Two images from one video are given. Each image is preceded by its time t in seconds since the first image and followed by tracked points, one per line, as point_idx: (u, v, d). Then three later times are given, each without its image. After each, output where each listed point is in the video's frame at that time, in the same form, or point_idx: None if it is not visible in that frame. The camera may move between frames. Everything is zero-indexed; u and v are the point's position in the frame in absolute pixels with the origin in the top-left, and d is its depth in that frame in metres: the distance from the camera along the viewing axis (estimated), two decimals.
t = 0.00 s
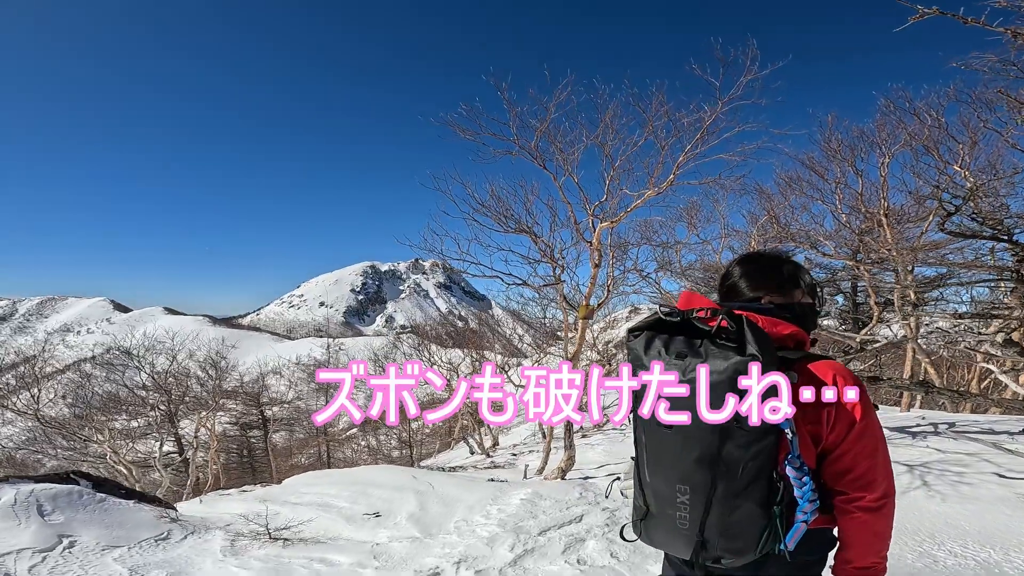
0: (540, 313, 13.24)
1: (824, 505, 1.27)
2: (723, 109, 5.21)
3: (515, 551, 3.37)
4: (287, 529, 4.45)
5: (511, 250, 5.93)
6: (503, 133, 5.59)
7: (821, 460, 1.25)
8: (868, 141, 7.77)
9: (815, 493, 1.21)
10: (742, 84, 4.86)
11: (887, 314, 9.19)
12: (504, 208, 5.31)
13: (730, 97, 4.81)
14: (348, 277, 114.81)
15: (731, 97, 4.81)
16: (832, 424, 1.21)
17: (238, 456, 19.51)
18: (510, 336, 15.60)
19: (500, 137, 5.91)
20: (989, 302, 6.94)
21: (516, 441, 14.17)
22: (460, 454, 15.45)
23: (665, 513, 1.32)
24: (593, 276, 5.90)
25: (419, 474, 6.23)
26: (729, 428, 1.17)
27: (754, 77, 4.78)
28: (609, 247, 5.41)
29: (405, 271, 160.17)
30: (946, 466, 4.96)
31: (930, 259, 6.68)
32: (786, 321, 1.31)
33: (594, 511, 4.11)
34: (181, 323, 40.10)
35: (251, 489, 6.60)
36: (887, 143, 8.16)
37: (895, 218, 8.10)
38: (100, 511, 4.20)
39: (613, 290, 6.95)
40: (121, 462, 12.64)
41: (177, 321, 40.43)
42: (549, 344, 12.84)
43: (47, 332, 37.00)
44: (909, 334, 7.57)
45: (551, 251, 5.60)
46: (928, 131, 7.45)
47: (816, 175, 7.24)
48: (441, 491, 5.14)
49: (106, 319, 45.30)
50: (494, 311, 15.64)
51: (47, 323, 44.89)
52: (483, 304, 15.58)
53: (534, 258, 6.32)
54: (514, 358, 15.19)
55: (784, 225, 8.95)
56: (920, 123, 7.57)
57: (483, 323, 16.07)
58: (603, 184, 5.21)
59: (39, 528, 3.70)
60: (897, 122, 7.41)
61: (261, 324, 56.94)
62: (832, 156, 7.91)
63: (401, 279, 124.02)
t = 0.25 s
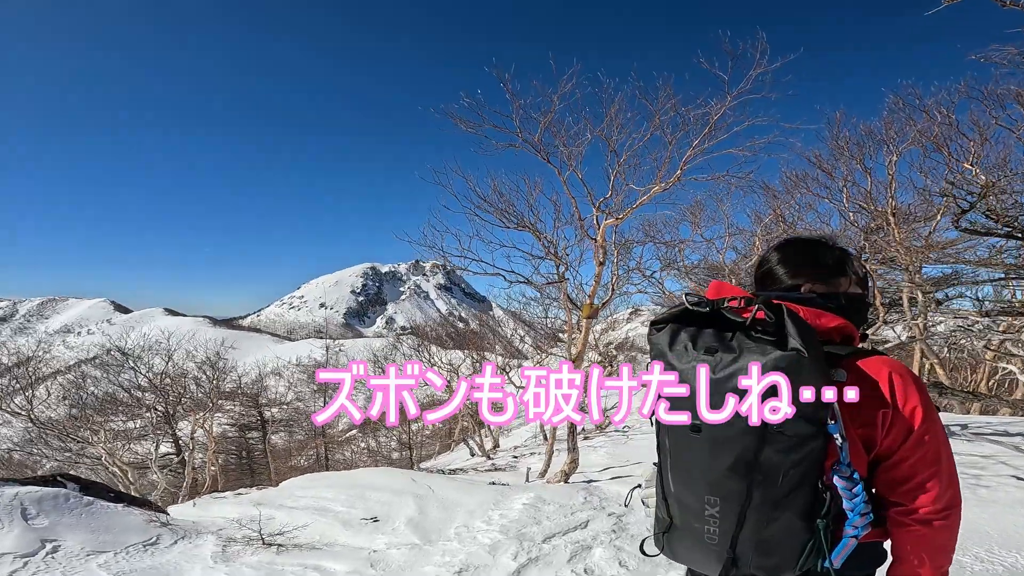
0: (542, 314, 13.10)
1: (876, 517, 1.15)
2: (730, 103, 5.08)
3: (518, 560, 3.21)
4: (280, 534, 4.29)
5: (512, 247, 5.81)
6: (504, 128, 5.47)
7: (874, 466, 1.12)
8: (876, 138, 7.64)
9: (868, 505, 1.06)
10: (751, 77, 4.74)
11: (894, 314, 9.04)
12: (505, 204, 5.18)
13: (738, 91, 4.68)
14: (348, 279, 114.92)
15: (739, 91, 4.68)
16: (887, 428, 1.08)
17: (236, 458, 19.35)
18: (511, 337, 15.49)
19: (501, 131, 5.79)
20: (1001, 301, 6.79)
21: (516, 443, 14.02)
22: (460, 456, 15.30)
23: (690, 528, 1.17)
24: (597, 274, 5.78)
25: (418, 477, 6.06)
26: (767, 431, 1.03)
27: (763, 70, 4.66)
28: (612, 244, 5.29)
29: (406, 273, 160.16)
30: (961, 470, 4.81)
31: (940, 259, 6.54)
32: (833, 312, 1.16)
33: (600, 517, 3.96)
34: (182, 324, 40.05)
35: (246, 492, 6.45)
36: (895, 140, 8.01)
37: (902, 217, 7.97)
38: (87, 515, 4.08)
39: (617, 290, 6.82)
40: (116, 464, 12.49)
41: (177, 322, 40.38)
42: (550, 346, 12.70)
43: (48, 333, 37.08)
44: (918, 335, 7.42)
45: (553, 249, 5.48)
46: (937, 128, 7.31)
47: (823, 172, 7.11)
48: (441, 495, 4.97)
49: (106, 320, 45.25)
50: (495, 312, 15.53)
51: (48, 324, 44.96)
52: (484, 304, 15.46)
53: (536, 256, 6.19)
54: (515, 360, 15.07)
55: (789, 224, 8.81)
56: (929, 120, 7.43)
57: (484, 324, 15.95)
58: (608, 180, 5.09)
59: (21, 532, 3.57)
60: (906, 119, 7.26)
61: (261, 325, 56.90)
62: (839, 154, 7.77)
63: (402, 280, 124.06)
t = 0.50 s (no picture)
0: (544, 315, 12.93)
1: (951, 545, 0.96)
2: (742, 96, 4.90)
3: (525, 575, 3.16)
4: (272, 544, 4.10)
5: (514, 246, 5.65)
6: (508, 121, 5.29)
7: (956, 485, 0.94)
8: (888, 136, 7.45)
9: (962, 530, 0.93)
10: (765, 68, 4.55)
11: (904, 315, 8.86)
12: (507, 201, 5.02)
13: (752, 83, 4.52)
14: (349, 280, 114.83)
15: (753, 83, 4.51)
16: (980, 442, 0.90)
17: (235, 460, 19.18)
18: (513, 338, 15.32)
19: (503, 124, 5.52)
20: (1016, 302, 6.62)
21: (518, 446, 13.85)
22: (461, 459, 15.11)
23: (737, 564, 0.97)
24: (602, 274, 5.61)
25: (418, 481, 5.87)
26: (849, 449, 0.86)
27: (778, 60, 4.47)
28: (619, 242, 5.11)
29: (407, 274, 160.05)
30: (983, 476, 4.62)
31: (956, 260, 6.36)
32: (911, 311, 1.00)
33: (609, 527, 3.80)
34: (182, 325, 39.90)
35: (240, 497, 6.28)
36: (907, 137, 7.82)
37: (914, 217, 7.78)
38: (71, 522, 3.91)
39: (623, 291, 6.65)
40: (111, 468, 12.30)
41: (178, 323, 40.23)
42: (552, 347, 12.52)
43: (47, 334, 36.93)
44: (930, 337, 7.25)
45: (558, 247, 5.31)
46: (952, 125, 7.12)
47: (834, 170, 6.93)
48: (441, 501, 4.78)
49: (106, 321, 45.09)
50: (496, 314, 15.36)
51: (48, 325, 44.83)
52: (485, 305, 15.28)
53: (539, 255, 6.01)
54: (516, 361, 14.89)
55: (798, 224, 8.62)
56: (942, 117, 7.22)
57: (486, 325, 15.78)
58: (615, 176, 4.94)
59: None
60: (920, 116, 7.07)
61: (262, 326, 56.75)
62: (850, 152, 7.57)
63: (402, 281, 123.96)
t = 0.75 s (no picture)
0: (543, 316, 12.83)
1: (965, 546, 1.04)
2: (746, 93, 4.79)
3: None
4: (264, 550, 4.00)
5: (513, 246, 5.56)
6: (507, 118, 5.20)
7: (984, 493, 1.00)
8: (892, 136, 7.36)
9: (1013, 545, 0.96)
10: (770, 64, 4.45)
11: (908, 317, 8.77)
12: (506, 200, 4.93)
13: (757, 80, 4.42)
14: (349, 280, 114.71)
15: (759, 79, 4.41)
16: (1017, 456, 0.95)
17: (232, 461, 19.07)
18: (512, 339, 15.23)
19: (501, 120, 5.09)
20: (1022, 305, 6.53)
21: (517, 447, 13.75)
22: (460, 460, 15.01)
23: None
24: (603, 275, 5.52)
25: (415, 485, 5.77)
26: (929, 469, 0.84)
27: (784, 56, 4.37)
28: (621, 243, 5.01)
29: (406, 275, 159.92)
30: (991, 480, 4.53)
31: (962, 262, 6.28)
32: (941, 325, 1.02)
33: (609, 534, 3.72)
34: (181, 325, 39.79)
35: (234, 500, 6.18)
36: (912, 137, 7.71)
37: (917, 217, 7.69)
38: (57, 527, 3.81)
39: (624, 293, 6.56)
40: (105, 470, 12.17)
41: (177, 322, 40.11)
42: (551, 349, 12.40)
43: (46, 334, 36.82)
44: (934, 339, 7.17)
45: (558, 248, 5.23)
46: (958, 124, 7.02)
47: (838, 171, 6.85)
48: (438, 505, 4.68)
49: (104, 321, 44.95)
50: (496, 314, 15.26)
51: (46, 324, 44.70)
52: (484, 305, 15.18)
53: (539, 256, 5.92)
54: (515, 362, 14.80)
55: (800, 224, 8.53)
56: (948, 116, 7.12)
57: (485, 326, 15.68)
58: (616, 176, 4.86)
59: None
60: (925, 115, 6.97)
61: (261, 326, 56.62)
62: (854, 151, 7.48)
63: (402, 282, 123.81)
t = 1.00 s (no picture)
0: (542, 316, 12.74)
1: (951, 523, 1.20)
2: (749, 90, 4.72)
3: None
4: (254, 555, 3.90)
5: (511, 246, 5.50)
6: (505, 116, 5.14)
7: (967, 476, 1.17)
8: (894, 135, 7.29)
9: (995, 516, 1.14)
10: (773, 61, 4.38)
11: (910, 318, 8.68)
12: (504, 199, 4.86)
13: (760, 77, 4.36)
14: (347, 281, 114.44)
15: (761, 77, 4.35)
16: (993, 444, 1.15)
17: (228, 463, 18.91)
18: (511, 340, 15.14)
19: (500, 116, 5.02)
20: None
21: (515, 449, 13.63)
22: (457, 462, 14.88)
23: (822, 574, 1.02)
24: (603, 275, 5.45)
25: (411, 488, 5.68)
26: (956, 463, 0.94)
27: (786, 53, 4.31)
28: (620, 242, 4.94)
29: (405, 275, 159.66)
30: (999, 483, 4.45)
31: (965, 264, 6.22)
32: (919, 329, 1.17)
33: (609, 540, 3.65)
34: (178, 325, 39.56)
35: (227, 503, 6.07)
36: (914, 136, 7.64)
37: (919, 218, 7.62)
38: (42, 530, 3.71)
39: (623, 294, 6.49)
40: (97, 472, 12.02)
41: (174, 323, 39.89)
42: (550, 350, 12.31)
43: (43, 334, 36.66)
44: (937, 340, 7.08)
45: (557, 248, 5.16)
46: (960, 124, 6.95)
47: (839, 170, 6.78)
48: (434, 509, 4.58)
49: (101, 321, 44.68)
50: (494, 315, 15.17)
51: (42, 325, 44.43)
52: (482, 306, 15.08)
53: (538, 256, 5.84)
54: (514, 363, 14.69)
55: (801, 224, 8.46)
56: (951, 115, 7.04)
57: (484, 327, 15.57)
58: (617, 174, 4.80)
59: None
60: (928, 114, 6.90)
61: (259, 327, 56.36)
62: (856, 151, 7.41)
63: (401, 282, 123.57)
